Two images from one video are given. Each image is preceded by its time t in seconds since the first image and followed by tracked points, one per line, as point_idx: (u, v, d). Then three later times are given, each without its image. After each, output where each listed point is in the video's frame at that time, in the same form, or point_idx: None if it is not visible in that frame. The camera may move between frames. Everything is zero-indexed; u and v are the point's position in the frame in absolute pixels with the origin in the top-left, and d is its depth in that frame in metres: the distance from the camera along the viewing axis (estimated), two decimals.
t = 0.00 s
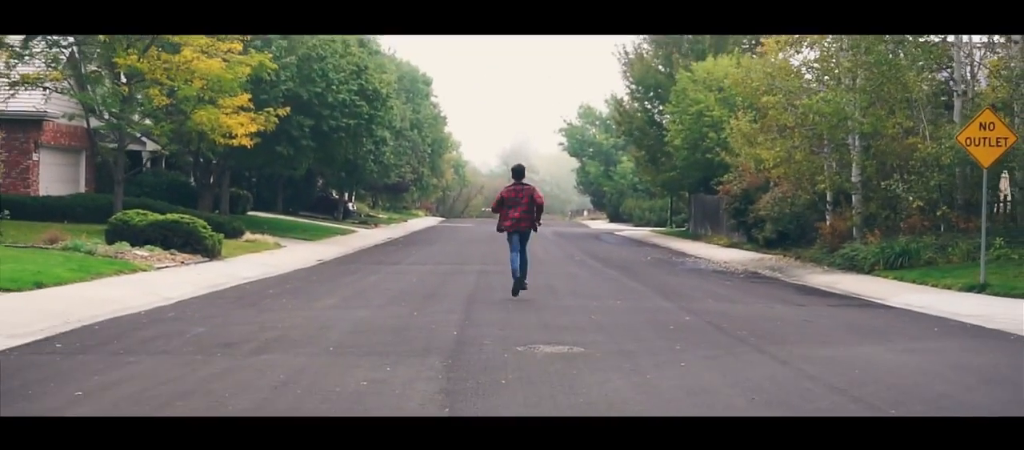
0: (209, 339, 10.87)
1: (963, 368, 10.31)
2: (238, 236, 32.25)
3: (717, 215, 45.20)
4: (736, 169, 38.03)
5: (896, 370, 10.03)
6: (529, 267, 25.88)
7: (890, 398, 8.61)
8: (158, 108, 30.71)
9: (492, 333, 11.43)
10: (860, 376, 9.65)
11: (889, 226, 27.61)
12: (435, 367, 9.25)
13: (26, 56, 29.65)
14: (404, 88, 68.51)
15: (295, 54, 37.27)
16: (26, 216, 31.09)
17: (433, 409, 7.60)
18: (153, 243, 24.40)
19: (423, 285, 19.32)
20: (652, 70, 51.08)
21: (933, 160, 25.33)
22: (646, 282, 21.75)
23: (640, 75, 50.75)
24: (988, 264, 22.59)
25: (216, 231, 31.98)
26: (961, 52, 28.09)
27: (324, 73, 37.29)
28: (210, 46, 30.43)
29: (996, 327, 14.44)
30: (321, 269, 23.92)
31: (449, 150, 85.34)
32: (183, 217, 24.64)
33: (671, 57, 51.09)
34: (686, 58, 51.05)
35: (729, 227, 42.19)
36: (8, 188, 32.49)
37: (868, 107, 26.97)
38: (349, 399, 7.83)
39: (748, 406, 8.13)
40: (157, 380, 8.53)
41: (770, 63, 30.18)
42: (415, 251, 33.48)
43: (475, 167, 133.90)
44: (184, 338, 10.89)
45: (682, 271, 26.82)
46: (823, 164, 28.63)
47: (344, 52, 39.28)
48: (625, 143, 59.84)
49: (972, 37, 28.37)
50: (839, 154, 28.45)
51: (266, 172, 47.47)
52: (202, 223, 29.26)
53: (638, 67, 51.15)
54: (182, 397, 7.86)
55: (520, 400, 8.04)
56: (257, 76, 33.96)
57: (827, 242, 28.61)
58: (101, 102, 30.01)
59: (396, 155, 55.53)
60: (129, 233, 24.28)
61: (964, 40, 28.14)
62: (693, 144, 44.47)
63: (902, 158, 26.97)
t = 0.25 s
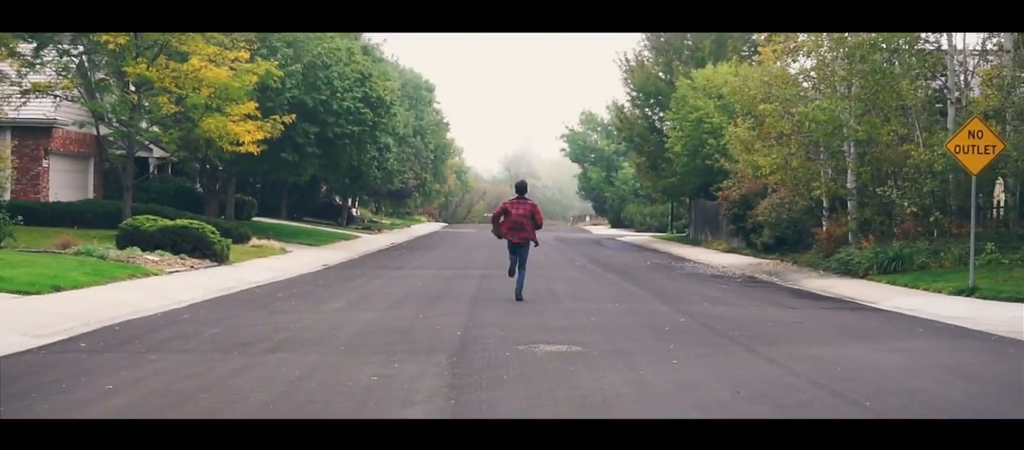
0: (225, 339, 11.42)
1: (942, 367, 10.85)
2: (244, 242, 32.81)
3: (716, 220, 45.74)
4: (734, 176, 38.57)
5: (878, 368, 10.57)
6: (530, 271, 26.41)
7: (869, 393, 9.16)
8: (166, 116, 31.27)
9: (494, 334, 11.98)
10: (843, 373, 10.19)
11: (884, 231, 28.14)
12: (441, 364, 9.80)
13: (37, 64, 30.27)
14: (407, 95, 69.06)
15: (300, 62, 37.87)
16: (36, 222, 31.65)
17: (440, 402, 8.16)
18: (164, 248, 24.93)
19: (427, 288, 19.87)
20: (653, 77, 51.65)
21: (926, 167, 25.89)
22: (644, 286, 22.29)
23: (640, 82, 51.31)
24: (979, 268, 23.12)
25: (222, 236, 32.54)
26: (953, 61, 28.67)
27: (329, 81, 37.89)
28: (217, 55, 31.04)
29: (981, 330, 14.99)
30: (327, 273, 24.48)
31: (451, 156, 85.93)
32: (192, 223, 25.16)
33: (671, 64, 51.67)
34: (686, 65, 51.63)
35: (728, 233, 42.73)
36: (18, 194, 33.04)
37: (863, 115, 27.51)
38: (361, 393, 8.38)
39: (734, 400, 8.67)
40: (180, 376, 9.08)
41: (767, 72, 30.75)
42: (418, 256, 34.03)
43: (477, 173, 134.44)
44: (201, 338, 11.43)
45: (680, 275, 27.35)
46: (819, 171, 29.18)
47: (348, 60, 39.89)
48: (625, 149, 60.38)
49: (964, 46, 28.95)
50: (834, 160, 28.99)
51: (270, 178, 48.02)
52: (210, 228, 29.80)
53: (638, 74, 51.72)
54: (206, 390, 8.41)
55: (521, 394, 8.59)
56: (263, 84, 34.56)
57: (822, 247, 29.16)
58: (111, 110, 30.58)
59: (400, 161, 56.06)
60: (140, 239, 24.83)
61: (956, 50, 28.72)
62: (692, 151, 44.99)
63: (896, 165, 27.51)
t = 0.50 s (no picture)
0: (240, 338, 12.00)
1: (920, 363, 11.45)
2: (250, 246, 33.39)
3: (715, 225, 46.29)
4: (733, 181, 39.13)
5: (860, 364, 11.17)
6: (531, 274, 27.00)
7: (846, 385, 9.76)
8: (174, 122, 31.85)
9: (496, 333, 12.55)
10: (825, 369, 10.77)
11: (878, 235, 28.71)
12: (445, 361, 10.38)
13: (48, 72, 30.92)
14: (410, 101, 69.66)
15: (305, 69, 38.45)
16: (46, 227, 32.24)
17: (442, 392, 8.74)
18: (173, 252, 25.50)
19: (430, 291, 20.45)
20: (653, 84, 52.17)
21: (918, 172, 26.47)
22: (642, 289, 22.86)
23: (641, 88, 51.85)
24: (969, 272, 23.68)
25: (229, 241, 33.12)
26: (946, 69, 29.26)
27: (333, 88, 38.49)
28: (224, 63, 31.69)
29: (965, 331, 15.58)
30: (333, 277, 25.05)
31: (453, 161, 86.53)
32: (201, 227, 25.77)
33: (671, 71, 52.20)
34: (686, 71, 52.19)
35: (727, 237, 43.28)
36: (29, 199, 33.64)
37: (857, 122, 28.08)
38: (370, 385, 8.96)
39: (719, 392, 9.25)
40: (200, 372, 9.66)
41: (763, 80, 31.36)
42: (421, 261, 34.60)
43: (480, 178, 134.95)
44: (218, 337, 12.02)
45: (678, 279, 27.91)
46: (814, 176, 29.76)
47: (352, 67, 40.48)
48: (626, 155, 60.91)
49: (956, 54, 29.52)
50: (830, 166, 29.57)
51: (275, 184, 48.61)
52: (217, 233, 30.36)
53: (639, 81, 52.26)
54: (225, 384, 8.99)
55: (521, 386, 9.16)
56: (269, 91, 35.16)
57: (818, 251, 29.72)
58: (120, 117, 31.17)
59: (402, 167, 56.59)
60: (150, 243, 25.38)
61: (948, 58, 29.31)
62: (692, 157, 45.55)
63: (890, 171, 28.08)
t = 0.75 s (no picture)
0: (255, 335, 12.65)
1: (898, 359, 12.12)
2: (256, 250, 34.05)
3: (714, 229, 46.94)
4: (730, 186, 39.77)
5: (840, 360, 11.84)
6: (532, 277, 27.64)
7: (825, 379, 10.41)
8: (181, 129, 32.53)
9: (497, 331, 13.21)
10: (807, 365, 11.41)
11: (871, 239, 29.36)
12: (448, 357, 11.02)
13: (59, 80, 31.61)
14: (412, 106, 70.29)
15: (309, 76, 39.11)
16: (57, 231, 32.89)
17: (445, 384, 9.38)
18: (183, 255, 26.14)
19: (434, 292, 21.10)
20: (652, 89, 52.80)
21: (909, 177, 27.13)
22: (639, 291, 23.52)
23: (640, 94, 52.48)
24: (958, 274, 24.32)
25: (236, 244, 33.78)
26: (938, 76, 29.92)
27: (337, 94, 39.15)
28: (231, 70, 32.39)
29: (948, 331, 16.24)
30: (338, 279, 25.71)
31: (455, 166, 87.22)
32: (209, 231, 26.41)
33: (670, 76, 52.83)
34: (685, 76, 52.85)
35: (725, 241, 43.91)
36: (39, 204, 34.31)
37: (850, 128, 28.74)
38: (378, 378, 9.60)
39: (704, 385, 9.89)
40: (220, 366, 10.31)
41: (759, 87, 32.02)
42: (424, 264, 35.26)
43: (481, 182, 135.56)
44: (235, 335, 12.67)
45: (676, 282, 28.55)
46: (809, 181, 30.41)
47: (356, 74, 41.14)
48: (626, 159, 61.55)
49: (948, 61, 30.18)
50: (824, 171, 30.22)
51: (279, 188, 49.27)
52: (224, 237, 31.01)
53: (638, 86, 52.88)
54: (245, 377, 9.65)
55: (520, 379, 9.80)
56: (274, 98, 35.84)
57: (813, 254, 30.36)
58: (128, 124, 31.84)
59: (405, 171, 57.25)
60: (160, 246, 26.00)
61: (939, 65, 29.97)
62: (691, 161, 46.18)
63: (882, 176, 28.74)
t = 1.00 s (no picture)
0: (270, 334, 13.33)
1: (878, 356, 12.80)
2: (262, 253, 34.73)
3: (711, 233, 47.61)
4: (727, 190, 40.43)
5: (823, 357, 12.52)
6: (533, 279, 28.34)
7: (806, 372, 11.11)
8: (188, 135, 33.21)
9: (499, 330, 13.90)
10: (790, 361, 12.10)
11: (863, 243, 30.06)
12: (452, 353, 11.69)
13: (69, 86, 32.32)
14: (414, 111, 70.98)
15: (314, 81, 39.82)
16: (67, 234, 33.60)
17: (450, 377, 10.04)
18: (191, 258, 26.80)
19: (438, 293, 21.77)
20: (651, 94, 53.43)
21: (900, 182, 27.81)
22: (636, 293, 24.17)
23: (639, 99, 53.13)
24: (948, 277, 24.99)
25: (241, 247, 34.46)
26: (930, 83, 30.60)
27: (341, 100, 39.84)
28: (237, 78, 33.12)
29: (931, 332, 16.93)
30: (344, 281, 26.38)
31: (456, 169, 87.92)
32: (218, 235, 27.08)
33: (669, 81, 53.47)
34: (684, 82, 53.51)
35: (723, 244, 44.57)
36: (50, 208, 35.04)
37: (843, 134, 29.43)
38: (386, 372, 10.27)
39: (691, 378, 10.56)
40: (238, 361, 10.98)
41: (754, 93, 32.70)
42: (427, 267, 35.91)
43: (482, 186, 136.18)
44: (250, 334, 13.35)
45: (672, 284, 29.22)
46: (802, 186, 31.08)
47: (359, 80, 41.83)
48: (625, 163, 62.20)
49: (939, 68, 30.85)
50: (817, 176, 30.93)
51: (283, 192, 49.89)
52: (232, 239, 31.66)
53: (637, 91, 53.53)
54: (263, 371, 10.31)
55: (519, 373, 10.48)
56: (280, 104, 36.53)
57: (807, 257, 31.04)
58: (137, 130, 32.50)
59: (407, 175, 57.89)
60: (170, 250, 26.68)
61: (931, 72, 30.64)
62: (689, 167, 46.77)
63: (874, 181, 29.46)
